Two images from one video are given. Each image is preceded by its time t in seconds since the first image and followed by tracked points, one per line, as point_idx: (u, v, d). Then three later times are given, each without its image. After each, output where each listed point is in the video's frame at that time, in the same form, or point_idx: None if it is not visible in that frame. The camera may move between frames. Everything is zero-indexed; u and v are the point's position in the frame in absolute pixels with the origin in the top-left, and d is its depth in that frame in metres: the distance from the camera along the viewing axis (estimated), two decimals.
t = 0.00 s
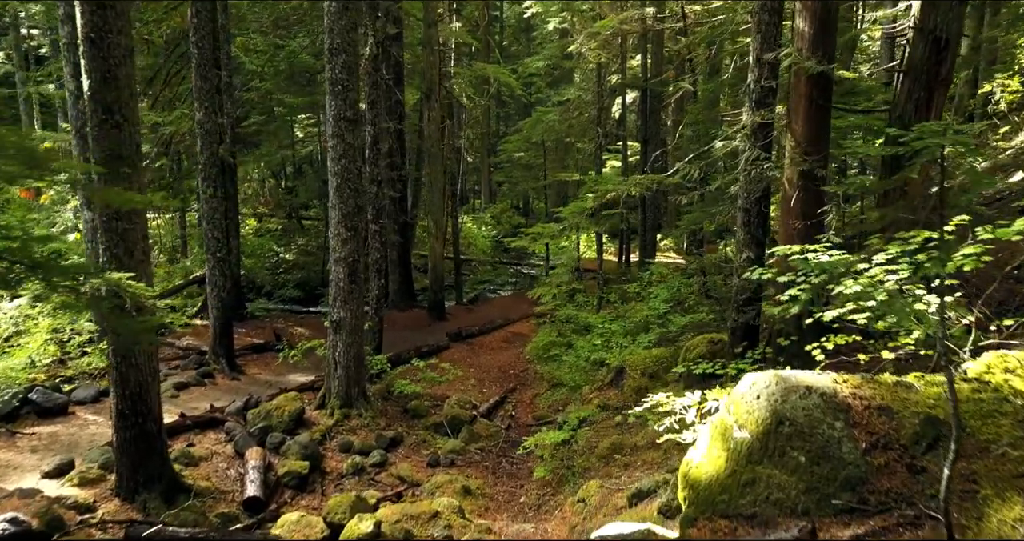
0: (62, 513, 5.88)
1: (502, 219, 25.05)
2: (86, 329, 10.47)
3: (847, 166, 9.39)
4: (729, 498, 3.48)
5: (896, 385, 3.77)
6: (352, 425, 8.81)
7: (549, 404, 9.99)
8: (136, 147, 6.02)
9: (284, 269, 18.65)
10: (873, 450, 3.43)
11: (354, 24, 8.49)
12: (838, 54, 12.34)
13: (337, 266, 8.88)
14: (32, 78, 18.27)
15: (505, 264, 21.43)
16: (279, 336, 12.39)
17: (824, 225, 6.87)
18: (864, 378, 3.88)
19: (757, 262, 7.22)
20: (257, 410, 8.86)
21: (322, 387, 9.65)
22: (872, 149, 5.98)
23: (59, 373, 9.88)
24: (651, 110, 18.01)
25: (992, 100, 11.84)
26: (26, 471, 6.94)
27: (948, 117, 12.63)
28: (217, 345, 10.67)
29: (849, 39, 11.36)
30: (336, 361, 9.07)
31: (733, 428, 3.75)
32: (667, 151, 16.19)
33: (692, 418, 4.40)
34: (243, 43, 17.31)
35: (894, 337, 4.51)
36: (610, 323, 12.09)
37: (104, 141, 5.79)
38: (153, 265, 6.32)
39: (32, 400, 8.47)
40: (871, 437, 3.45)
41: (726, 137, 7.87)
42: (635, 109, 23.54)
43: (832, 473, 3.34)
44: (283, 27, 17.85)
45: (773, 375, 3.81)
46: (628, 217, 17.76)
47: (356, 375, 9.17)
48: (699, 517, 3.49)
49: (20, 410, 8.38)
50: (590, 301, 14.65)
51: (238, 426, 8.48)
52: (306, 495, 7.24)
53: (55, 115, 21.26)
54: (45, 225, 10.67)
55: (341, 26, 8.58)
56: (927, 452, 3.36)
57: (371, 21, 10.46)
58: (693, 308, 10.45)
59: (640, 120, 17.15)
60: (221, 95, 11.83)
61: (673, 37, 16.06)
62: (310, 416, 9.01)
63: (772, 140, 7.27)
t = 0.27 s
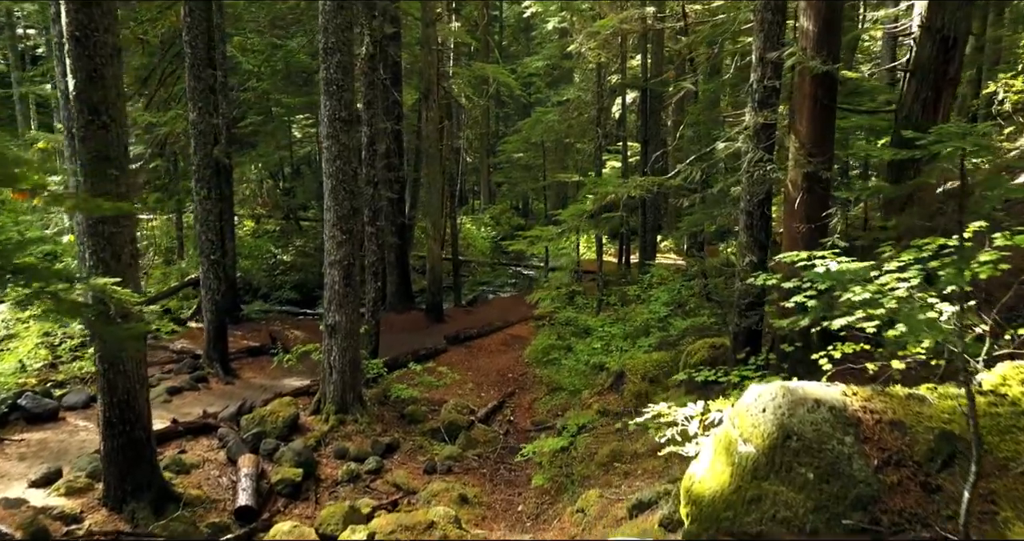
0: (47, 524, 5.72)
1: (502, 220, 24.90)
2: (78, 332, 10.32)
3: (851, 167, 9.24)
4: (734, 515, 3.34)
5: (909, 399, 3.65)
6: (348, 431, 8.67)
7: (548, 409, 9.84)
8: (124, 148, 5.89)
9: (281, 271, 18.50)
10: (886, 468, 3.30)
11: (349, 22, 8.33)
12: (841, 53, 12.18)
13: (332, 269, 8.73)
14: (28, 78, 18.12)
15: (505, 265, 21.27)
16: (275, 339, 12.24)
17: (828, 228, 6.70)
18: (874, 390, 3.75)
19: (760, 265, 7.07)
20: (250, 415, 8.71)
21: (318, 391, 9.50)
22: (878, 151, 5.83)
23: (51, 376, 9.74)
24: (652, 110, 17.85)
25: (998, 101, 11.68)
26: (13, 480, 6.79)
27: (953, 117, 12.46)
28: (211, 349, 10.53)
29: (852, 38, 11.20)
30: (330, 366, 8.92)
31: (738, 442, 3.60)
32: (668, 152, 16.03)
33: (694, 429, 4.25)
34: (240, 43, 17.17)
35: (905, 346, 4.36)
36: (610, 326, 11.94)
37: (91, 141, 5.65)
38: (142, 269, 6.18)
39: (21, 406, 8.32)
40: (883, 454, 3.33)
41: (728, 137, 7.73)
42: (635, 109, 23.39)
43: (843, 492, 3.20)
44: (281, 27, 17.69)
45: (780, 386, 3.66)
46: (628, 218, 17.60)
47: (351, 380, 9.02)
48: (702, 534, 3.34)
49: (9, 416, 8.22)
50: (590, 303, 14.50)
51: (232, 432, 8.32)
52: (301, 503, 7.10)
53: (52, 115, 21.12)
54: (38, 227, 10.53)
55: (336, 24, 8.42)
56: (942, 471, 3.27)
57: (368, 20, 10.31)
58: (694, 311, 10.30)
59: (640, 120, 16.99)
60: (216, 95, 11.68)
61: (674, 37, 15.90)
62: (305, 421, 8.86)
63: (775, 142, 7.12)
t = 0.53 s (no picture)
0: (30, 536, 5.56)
1: (501, 221, 24.73)
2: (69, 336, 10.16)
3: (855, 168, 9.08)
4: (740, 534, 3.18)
5: (922, 414, 3.56)
6: (343, 437, 8.51)
7: (547, 414, 9.68)
8: (110, 150, 5.73)
9: (278, 273, 18.35)
10: (902, 487, 3.19)
11: (344, 21, 8.17)
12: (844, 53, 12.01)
13: (326, 272, 8.58)
14: (23, 77, 17.96)
15: (504, 266, 21.10)
16: (270, 342, 12.08)
17: (833, 231, 6.55)
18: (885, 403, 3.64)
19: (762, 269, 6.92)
20: (243, 421, 8.55)
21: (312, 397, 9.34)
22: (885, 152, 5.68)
23: (41, 381, 9.58)
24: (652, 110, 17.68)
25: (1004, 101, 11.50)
26: None
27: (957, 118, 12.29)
28: (205, 353, 10.37)
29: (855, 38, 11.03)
30: (325, 371, 8.76)
31: (743, 457, 3.44)
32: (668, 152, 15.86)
33: (697, 442, 4.10)
34: (237, 43, 17.02)
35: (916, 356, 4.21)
36: (610, 329, 11.78)
37: (76, 143, 5.49)
38: (129, 274, 6.01)
39: (9, 412, 8.16)
40: (897, 472, 3.22)
41: (730, 138, 7.57)
42: (635, 109, 23.22)
43: (854, 512, 3.05)
44: (278, 26, 17.53)
45: (787, 399, 3.51)
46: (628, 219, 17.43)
47: (346, 385, 8.86)
48: None
49: None
50: (590, 305, 14.35)
51: (224, 439, 8.16)
52: (294, 512, 6.93)
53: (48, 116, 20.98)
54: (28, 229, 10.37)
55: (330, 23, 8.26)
56: (959, 491, 3.18)
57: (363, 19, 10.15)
58: (695, 314, 10.15)
59: (640, 120, 16.82)
60: (211, 96, 11.53)
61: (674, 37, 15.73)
62: (299, 427, 8.71)
63: (778, 143, 6.97)
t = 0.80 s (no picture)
0: None
1: (501, 221, 24.52)
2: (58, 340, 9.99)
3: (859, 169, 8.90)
4: None
5: (937, 433, 3.53)
6: (337, 443, 8.34)
7: (545, 420, 9.50)
8: (93, 151, 5.56)
9: (274, 274, 18.16)
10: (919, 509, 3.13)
11: (338, 19, 7.98)
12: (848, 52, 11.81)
13: (320, 275, 8.40)
14: (16, 77, 17.79)
15: (503, 267, 20.90)
16: (265, 346, 11.91)
17: (839, 235, 6.39)
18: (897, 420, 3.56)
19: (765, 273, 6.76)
20: (235, 427, 8.37)
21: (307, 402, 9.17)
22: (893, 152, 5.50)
23: (30, 386, 9.41)
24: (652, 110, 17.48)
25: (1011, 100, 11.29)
26: None
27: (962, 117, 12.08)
28: (198, 358, 10.20)
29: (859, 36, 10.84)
30: (319, 376, 8.58)
31: (749, 475, 3.28)
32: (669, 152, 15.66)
33: (701, 457, 3.94)
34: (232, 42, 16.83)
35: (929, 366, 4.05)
36: (609, 332, 11.59)
37: (58, 143, 5.33)
38: (114, 279, 5.83)
39: None
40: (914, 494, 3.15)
41: (732, 138, 7.39)
42: (635, 109, 23.01)
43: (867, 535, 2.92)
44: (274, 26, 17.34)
45: (795, 414, 3.38)
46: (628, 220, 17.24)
47: (340, 391, 8.69)
48: None
49: None
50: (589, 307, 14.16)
51: (216, 446, 8.00)
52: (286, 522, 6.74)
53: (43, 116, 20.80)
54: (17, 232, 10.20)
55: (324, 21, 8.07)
56: (981, 514, 3.15)
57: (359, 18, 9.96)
58: (696, 318, 9.97)
59: (641, 120, 16.62)
60: (204, 95, 11.34)
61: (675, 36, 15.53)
62: (293, 434, 8.54)
63: (782, 143, 6.79)
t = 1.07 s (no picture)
0: None
1: (500, 222, 24.34)
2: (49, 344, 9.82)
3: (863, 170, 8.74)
4: None
5: (954, 448, 3.44)
6: (333, 449, 8.19)
7: (544, 425, 9.34)
8: (79, 152, 5.41)
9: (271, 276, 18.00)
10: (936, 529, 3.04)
11: (331, 16, 7.83)
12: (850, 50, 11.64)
13: (314, 278, 8.24)
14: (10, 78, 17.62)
15: (502, 269, 20.73)
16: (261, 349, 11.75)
17: (845, 238, 6.23)
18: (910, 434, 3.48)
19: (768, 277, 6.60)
20: (227, 433, 8.21)
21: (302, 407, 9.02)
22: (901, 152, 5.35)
23: (20, 391, 9.26)
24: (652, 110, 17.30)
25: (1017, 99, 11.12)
26: None
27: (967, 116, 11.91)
28: (191, 362, 10.05)
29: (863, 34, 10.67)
30: (313, 381, 8.42)
31: (755, 492, 3.13)
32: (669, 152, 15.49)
33: (704, 471, 3.77)
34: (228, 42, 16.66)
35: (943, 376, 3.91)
36: (609, 335, 11.43)
37: (41, 143, 5.17)
38: (100, 283, 5.67)
39: None
40: (931, 515, 3.06)
41: (735, 139, 7.22)
42: (635, 109, 22.84)
43: None
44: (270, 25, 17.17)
45: (804, 429, 3.29)
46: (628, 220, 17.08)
47: (335, 396, 8.53)
48: None
49: None
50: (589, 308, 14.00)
51: (208, 453, 7.83)
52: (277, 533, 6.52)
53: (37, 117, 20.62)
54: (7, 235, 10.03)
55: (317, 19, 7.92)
56: (1003, 536, 3.06)
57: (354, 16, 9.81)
58: (698, 321, 9.81)
59: (640, 120, 16.45)
60: (198, 96, 11.18)
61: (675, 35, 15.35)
62: (287, 439, 8.38)
63: (785, 144, 6.62)
